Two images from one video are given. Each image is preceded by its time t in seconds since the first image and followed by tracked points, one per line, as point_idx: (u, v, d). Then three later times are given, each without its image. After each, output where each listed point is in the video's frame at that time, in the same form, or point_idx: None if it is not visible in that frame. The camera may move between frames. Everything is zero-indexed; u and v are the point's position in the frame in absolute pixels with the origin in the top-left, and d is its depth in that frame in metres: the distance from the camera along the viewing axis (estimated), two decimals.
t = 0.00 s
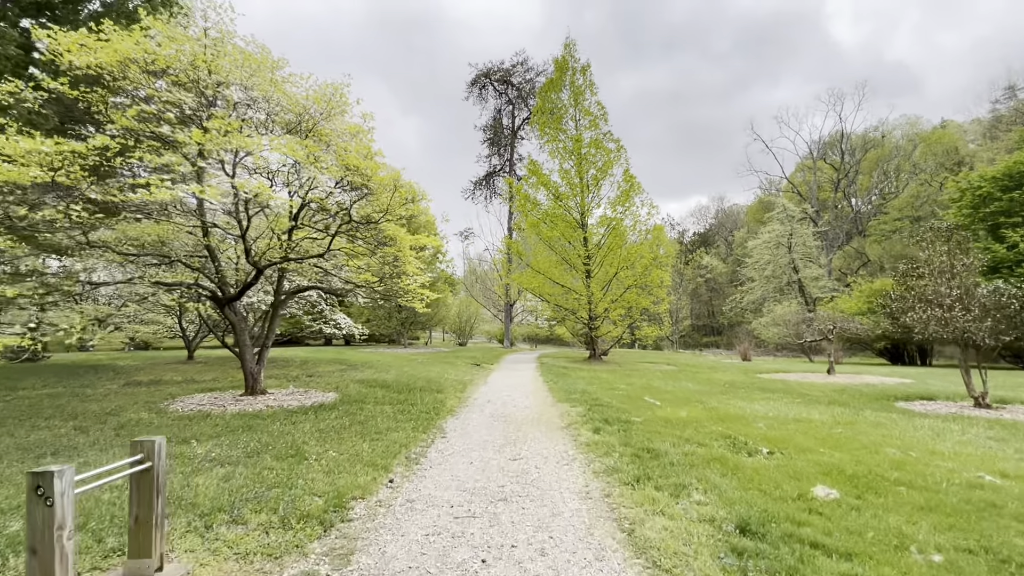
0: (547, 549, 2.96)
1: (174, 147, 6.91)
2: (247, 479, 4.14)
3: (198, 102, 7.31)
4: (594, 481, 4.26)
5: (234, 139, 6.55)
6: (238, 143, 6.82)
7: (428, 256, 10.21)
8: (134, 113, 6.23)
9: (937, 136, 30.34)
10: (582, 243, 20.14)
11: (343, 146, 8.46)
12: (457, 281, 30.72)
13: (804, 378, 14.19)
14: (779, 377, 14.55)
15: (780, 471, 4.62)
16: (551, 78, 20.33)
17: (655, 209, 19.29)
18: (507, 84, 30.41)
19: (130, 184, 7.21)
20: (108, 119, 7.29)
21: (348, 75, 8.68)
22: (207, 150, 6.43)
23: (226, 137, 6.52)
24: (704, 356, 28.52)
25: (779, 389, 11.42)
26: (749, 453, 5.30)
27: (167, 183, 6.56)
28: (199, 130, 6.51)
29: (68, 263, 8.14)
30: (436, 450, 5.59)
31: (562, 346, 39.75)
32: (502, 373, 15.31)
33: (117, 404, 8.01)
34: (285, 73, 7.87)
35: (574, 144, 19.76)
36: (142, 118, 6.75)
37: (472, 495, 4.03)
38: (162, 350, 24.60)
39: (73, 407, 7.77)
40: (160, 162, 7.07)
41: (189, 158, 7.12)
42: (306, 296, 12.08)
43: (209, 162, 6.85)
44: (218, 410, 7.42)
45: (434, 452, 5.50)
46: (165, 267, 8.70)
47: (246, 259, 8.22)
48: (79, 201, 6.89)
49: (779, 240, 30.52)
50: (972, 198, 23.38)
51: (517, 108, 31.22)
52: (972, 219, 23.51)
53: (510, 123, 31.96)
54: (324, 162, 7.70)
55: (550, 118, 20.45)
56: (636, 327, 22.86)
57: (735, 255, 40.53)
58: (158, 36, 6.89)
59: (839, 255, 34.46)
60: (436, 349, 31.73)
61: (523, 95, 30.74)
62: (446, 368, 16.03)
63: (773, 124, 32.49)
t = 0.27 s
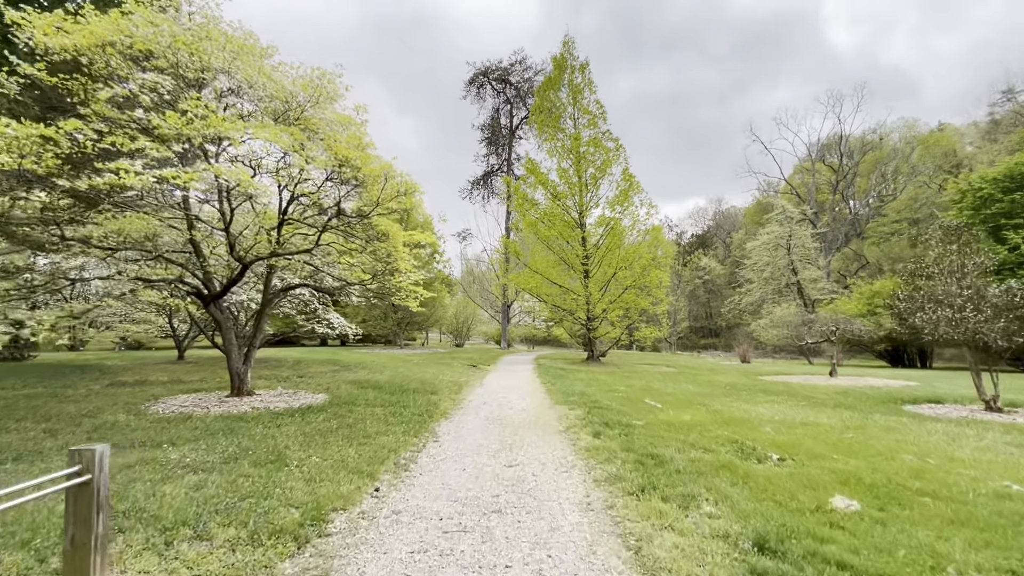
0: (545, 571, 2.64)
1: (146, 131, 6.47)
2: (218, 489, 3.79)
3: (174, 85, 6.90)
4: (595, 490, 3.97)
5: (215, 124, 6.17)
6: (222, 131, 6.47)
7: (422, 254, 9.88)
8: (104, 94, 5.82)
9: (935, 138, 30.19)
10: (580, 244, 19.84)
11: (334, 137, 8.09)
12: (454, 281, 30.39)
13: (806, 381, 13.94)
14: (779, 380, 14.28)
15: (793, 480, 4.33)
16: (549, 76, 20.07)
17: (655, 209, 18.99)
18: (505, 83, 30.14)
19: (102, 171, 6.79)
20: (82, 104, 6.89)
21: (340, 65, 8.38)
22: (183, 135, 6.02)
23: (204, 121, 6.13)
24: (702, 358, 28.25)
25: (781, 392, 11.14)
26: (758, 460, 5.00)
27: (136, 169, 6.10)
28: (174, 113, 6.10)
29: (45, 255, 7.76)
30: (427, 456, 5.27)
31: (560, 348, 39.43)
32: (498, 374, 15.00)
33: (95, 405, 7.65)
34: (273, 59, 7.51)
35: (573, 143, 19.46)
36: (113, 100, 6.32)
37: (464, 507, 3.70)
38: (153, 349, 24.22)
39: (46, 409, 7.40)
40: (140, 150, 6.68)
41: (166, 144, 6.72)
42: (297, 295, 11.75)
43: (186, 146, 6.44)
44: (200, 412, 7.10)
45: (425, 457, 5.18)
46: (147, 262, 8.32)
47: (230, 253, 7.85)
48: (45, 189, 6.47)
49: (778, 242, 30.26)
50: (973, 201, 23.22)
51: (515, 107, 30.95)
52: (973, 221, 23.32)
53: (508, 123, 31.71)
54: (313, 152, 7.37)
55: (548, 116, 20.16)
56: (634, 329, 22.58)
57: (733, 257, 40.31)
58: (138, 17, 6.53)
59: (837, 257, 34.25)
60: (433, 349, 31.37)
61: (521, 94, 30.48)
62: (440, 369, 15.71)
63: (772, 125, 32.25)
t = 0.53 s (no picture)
0: None
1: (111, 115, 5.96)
2: (183, 508, 3.45)
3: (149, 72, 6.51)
4: (594, 508, 3.66)
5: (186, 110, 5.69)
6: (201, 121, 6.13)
7: (413, 254, 9.55)
8: (66, 77, 5.36)
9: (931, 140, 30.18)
10: (576, 244, 19.57)
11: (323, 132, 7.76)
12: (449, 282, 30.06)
13: (805, 384, 13.71)
14: (778, 383, 14.03)
15: (805, 493, 4.06)
16: (546, 75, 19.81)
17: (652, 209, 18.75)
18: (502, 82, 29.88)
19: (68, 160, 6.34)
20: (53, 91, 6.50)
21: (330, 57, 8.09)
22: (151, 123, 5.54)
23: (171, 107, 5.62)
24: (698, 361, 28.04)
25: (782, 396, 10.89)
26: (765, 471, 4.72)
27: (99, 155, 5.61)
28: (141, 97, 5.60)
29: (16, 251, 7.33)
30: (415, 466, 4.96)
31: (555, 349, 39.10)
32: (492, 377, 14.70)
33: (68, 410, 7.28)
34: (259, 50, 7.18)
35: (569, 142, 19.19)
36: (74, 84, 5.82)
37: (451, 528, 3.36)
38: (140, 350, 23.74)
39: (15, 414, 7.02)
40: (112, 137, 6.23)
41: (136, 133, 6.25)
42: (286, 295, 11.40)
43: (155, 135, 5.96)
44: (178, 418, 6.75)
45: (413, 469, 4.85)
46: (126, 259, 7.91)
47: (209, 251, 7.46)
48: (3, 182, 5.99)
49: (774, 243, 30.10)
50: (970, 202, 23.10)
51: (511, 107, 30.69)
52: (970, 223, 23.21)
53: (503, 123, 31.47)
54: (297, 144, 7.03)
55: (544, 115, 19.91)
56: (631, 331, 22.32)
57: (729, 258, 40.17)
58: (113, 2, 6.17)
59: (833, 259, 34.12)
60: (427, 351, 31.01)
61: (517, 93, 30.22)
62: (433, 372, 15.38)
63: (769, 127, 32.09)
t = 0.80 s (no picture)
0: None
1: (81, 101, 5.62)
2: (145, 524, 3.14)
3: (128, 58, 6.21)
4: (594, 523, 3.37)
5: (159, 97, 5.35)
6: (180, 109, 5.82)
7: (406, 252, 9.25)
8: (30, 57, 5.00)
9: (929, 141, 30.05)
10: (574, 243, 19.32)
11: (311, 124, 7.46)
12: (445, 282, 29.74)
13: (806, 386, 13.47)
14: (779, 385, 13.79)
15: (819, 504, 3.79)
16: (543, 73, 19.54)
17: (650, 208, 18.49)
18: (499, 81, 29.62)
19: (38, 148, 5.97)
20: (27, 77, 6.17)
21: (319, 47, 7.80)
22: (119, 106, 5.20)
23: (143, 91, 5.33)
24: (697, 362, 27.80)
25: (784, 398, 10.62)
26: (773, 479, 4.45)
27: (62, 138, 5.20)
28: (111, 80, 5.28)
29: None
30: (402, 474, 4.67)
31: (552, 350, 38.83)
32: (488, 378, 14.40)
33: (42, 413, 6.95)
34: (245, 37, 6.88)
35: (567, 141, 18.92)
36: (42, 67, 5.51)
37: (438, 546, 3.06)
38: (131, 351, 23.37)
39: None
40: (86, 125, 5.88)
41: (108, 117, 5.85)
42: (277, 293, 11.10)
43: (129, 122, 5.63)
44: (158, 422, 6.44)
45: (401, 477, 4.55)
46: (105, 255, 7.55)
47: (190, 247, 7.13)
48: None
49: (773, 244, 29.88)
50: (970, 203, 22.88)
51: (508, 106, 30.42)
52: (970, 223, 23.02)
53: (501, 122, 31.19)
54: (283, 135, 6.71)
55: (542, 114, 19.65)
56: (629, 331, 22.05)
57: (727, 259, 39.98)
58: None
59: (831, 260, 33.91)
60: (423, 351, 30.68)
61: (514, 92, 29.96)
62: (428, 373, 15.06)
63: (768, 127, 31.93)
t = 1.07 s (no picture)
0: None
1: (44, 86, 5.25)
2: (90, 553, 2.79)
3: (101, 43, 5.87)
4: (594, 547, 3.06)
5: (129, 84, 5.02)
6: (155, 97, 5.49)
7: (398, 251, 8.94)
8: None
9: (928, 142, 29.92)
10: (572, 244, 19.04)
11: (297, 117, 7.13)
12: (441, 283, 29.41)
13: (808, 389, 13.19)
14: (781, 388, 13.50)
15: (838, 523, 3.49)
16: (541, 72, 19.27)
17: (649, 209, 18.21)
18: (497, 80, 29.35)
19: None
20: None
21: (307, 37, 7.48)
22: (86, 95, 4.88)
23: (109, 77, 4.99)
24: (696, 363, 27.53)
25: (787, 402, 10.32)
26: (786, 494, 4.13)
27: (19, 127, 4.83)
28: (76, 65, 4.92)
29: None
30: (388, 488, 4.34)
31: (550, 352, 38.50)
32: (484, 380, 14.09)
33: (13, 420, 6.61)
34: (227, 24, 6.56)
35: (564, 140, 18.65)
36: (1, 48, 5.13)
37: (421, 575, 2.74)
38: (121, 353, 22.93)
39: None
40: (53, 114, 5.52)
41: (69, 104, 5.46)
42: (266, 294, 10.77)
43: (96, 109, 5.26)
44: (133, 430, 6.10)
45: (386, 492, 4.23)
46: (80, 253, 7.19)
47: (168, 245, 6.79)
48: None
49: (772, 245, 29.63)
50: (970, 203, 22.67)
51: (506, 105, 30.14)
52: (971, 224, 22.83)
53: (498, 121, 30.92)
54: (267, 128, 6.38)
55: (539, 112, 19.36)
56: (627, 333, 21.77)
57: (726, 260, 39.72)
58: None
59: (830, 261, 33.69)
60: (419, 353, 30.38)
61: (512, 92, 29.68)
62: (422, 375, 14.73)
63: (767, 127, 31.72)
